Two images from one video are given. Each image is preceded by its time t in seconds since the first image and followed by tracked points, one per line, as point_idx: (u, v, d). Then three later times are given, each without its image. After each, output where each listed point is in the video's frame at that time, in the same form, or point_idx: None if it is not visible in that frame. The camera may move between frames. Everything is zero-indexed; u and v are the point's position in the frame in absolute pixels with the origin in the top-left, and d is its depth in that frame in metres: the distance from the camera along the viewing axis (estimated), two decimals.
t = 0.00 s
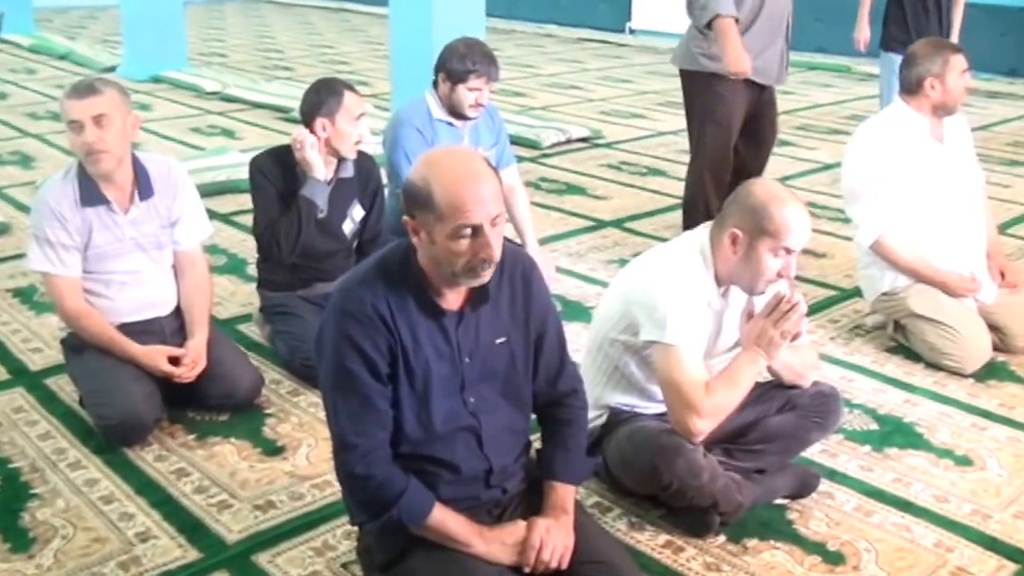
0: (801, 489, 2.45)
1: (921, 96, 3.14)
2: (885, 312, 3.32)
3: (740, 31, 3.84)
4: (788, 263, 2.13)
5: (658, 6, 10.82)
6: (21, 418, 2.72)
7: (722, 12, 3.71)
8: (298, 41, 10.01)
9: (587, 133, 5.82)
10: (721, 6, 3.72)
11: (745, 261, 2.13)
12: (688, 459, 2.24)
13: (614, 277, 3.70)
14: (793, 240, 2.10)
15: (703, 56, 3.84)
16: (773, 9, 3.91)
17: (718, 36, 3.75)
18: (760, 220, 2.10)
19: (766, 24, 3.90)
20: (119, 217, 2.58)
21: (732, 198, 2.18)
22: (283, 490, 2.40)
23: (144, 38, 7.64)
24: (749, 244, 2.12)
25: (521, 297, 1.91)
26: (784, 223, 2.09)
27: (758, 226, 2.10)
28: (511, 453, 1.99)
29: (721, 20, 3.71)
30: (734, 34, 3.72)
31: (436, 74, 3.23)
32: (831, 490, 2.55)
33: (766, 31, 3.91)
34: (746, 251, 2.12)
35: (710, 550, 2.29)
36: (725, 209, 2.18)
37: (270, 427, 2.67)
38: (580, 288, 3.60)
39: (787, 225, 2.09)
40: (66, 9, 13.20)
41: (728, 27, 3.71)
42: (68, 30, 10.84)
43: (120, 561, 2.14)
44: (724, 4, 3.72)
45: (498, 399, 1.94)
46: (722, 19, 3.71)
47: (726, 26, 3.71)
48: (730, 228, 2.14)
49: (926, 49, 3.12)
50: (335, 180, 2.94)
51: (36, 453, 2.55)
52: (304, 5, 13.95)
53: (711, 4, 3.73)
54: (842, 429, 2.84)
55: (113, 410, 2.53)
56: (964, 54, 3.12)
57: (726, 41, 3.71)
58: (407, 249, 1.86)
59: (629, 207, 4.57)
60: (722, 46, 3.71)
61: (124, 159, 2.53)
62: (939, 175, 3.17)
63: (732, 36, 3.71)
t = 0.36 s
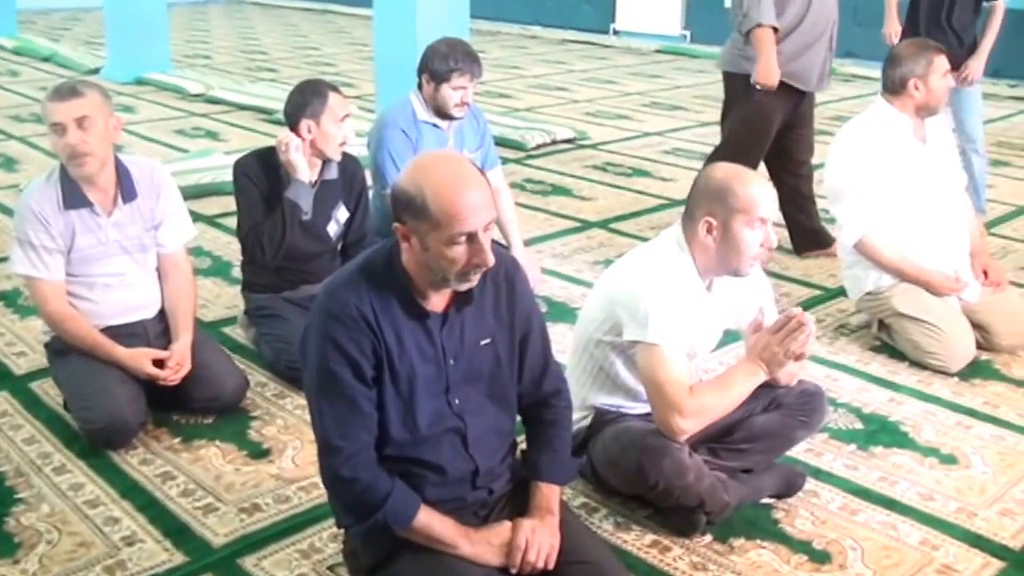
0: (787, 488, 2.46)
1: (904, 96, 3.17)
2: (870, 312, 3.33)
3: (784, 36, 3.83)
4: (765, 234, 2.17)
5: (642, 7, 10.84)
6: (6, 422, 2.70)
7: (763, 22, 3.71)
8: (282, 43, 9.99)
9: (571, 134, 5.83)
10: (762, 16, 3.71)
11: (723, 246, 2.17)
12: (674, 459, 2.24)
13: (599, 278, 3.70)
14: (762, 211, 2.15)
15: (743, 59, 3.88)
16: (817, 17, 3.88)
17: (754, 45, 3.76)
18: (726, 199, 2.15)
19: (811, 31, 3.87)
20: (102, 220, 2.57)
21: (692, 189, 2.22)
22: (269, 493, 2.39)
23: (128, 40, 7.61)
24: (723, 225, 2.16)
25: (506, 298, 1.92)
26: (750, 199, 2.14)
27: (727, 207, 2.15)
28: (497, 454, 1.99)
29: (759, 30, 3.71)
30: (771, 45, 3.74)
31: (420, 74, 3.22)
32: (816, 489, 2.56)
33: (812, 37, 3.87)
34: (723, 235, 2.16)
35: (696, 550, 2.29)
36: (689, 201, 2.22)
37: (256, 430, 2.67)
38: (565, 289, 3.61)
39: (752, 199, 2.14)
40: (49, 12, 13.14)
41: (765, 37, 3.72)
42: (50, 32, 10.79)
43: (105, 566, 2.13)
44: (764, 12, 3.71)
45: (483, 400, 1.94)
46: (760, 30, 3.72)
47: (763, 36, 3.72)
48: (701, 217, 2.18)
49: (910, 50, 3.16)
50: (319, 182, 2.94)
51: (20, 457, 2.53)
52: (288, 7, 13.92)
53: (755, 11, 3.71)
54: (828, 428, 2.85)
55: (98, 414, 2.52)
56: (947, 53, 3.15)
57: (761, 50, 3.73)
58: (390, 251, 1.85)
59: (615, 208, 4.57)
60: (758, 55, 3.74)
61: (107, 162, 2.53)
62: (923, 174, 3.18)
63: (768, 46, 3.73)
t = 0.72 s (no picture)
0: (785, 489, 2.46)
1: (903, 94, 3.16)
2: (867, 313, 3.34)
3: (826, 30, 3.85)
4: (751, 218, 2.20)
5: (638, 7, 10.84)
6: (5, 422, 2.71)
7: (793, 11, 3.79)
8: (279, 45, 9.99)
9: (567, 135, 5.83)
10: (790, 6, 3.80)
11: (713, 237, 2.19)
12: (672, 460, 2.24)
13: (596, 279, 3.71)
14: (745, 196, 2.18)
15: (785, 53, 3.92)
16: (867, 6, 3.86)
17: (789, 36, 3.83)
18: (709, 189, 2.18)
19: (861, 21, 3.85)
20: (100, 221, 2.57)
21: (674, 187, 2.25)
22: (267, 494, 2.40)
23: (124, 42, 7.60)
24: (710, 216, 2.18)
25: (503, 300, 1.92)
26: (732, 188, 2.17)
27: (711, 198, 2.17)
28: (495, 455, 1.99)
29: (791, 19, 3.80)
30: (802, 33, 3.79)
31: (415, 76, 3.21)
32: (814, 490, 2.56)
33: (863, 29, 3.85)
34: (711, 226, 2.18)
35: (695, 552, 2.29)
36: (674, 198, 2.24)
37: (254, 431, 2.67)
38: (562, 291, 3.61)
39: (733, 187, 2.18)
40: (45, 14, 13.14)
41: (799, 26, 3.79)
42: (46, 34, 10.79)
43: (104, 566, 2.14)
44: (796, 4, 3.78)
45: (481, 401, 1.94)
46: (793, 19, 3.80)
47: (796, 24, 3.80)
48: (688, 213, 2.20)
49: (906, 48, 3.16)
50: (314, 182, 2.95)
51: (19, 458, 2.54)
52: (284, 8, 13.91)
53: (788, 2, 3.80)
54: (826, 429, 2.85)
55: (97, 415, 2.52)
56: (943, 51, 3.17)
57: (795, 38, 3.79)
58: (389, 253, 1.85)
59: (611, 208, 4.57)
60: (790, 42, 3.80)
61: (105, 163, 2.53)
62: (920, 175, 3.17)
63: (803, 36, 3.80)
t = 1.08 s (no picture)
0: (795, 492, 2.46)
1: (911, 89, 3.16)
2: (877, 315, 3.33)
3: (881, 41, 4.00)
4: (761, 216, 2.19)
5: (646, 8, 10.84)
6: (15, 421, 2.72)
7: (846, 26, 3.94)
8: (287, 45, 10.01)
9: (575, 136, 5.83)
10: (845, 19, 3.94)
11: (722, 236, 2.19)
12: (683, 462, 2.24)
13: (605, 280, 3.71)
14: (753, 194, 2.18)
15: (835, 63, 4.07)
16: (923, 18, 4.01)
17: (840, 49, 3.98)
18: (717, 189, 2.18)
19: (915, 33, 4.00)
20: (112, 220, 2.58)
21: (682, 187, 2.25)
22: (277, 494, 2.40)
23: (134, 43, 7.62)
24: (718, 214, 2.18)
25: (514, 302, 1.92)
26: (740, 186, 2.18)
27: (719, 197, 2.18)
28: (505, 457, 1.99)
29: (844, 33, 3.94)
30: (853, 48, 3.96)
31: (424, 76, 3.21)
32: (824, 493, 2.56)
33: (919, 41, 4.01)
34: (720, 225, 2.18)
35: (704, 554, 2.29)
36: (682, 199, 2.24)
37: (263, 431, 2.67)
38: (571, 292, 3.61)
39: (740, 184, 2.18)
40: (54, 15, 13.18)
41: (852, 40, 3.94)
42: (56, 35, 10.83)
43: (114, 565, 2.14)
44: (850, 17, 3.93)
45: (492, 402, 1.94)
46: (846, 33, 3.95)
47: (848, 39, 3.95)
48: (696, 213, 2.21)
49: (907, 44, 3.15)
50: (323, 182, 2.94)
51: (30, 456, 2.54)
52: (292, 9, 13.94)
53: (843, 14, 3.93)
54: (836, 432, 2.84)
55: (107, 414, 2.53)
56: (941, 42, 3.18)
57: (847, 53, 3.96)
58: (401, 253, 1.85)
59: (620, 210, 4.57)
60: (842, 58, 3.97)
61: (116, 163, 2.53)
62: (930, 177, 3.17)
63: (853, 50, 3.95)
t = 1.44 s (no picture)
0: (818, 497, 2.44)
1: (921, 93, 3.13)
2: (901, 319, 3.31)
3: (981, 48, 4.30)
4: (784, 219, 2.18)
5: (668, 9, 10.82)
6: (39, 418, 2.73)
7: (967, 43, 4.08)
8: (310, 45, 10.05)
9: (598, 138, 5.81)
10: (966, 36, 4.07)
11: (743, 238, 2.18)
12: (706, 465, 2.23)
13: (627, 282, 3.69)
14: (777, 197, 2.17)
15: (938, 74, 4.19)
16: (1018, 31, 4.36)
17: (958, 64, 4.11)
18: (741, 191, 2.17)
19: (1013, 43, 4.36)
20: (136, 219, 2.59)
21: (706, 188, 2.24)
22: (299, 493, 2.40)
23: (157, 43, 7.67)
24: (740, 216, 2.17)
25: (539, 303, 1.92)
26: (764, 188, 2.16)
27: (742, 199, 2.16)
28: (529, 459, 1.99)
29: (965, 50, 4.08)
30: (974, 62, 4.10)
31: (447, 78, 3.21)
32: (847, 498, 2.54)
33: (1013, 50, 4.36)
34: (742, 227, 2.17)
35: (726, 558, 2.28)
36: (705, 199, 2.23)
37: (285, 430, 2.68)
38: (593, 293, 3.60)
39: (765, 188, 2.17)
40: (79, 14, 13.28)
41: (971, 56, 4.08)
42: (81, 34, 10.91)
43: (136, 562, 2.15)
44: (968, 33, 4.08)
45: (516, 403, 1.94)
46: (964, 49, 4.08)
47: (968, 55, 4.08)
48: (718, 213, 2.20)
49: (909, 50, 3.14)
50: (346, 182, 2.95)
51: (52, 453, 2.56)
52: (315, 9, 14.00)
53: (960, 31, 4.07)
54: (858, 437, 2.83)
55: (129, 412, 2.54)
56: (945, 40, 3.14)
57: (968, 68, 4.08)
58: (427, 254, 1.85)
59: (643, 211, 4.56)
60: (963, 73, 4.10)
61: (140, 163, 2.54)
62: (950, 177, 3.15)
63: (975, 65, 4.08)
